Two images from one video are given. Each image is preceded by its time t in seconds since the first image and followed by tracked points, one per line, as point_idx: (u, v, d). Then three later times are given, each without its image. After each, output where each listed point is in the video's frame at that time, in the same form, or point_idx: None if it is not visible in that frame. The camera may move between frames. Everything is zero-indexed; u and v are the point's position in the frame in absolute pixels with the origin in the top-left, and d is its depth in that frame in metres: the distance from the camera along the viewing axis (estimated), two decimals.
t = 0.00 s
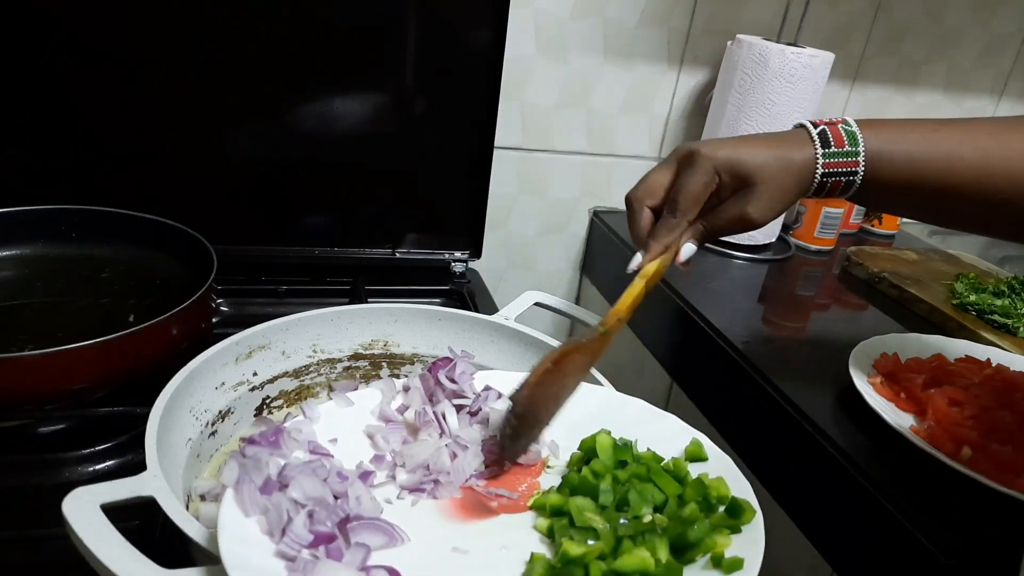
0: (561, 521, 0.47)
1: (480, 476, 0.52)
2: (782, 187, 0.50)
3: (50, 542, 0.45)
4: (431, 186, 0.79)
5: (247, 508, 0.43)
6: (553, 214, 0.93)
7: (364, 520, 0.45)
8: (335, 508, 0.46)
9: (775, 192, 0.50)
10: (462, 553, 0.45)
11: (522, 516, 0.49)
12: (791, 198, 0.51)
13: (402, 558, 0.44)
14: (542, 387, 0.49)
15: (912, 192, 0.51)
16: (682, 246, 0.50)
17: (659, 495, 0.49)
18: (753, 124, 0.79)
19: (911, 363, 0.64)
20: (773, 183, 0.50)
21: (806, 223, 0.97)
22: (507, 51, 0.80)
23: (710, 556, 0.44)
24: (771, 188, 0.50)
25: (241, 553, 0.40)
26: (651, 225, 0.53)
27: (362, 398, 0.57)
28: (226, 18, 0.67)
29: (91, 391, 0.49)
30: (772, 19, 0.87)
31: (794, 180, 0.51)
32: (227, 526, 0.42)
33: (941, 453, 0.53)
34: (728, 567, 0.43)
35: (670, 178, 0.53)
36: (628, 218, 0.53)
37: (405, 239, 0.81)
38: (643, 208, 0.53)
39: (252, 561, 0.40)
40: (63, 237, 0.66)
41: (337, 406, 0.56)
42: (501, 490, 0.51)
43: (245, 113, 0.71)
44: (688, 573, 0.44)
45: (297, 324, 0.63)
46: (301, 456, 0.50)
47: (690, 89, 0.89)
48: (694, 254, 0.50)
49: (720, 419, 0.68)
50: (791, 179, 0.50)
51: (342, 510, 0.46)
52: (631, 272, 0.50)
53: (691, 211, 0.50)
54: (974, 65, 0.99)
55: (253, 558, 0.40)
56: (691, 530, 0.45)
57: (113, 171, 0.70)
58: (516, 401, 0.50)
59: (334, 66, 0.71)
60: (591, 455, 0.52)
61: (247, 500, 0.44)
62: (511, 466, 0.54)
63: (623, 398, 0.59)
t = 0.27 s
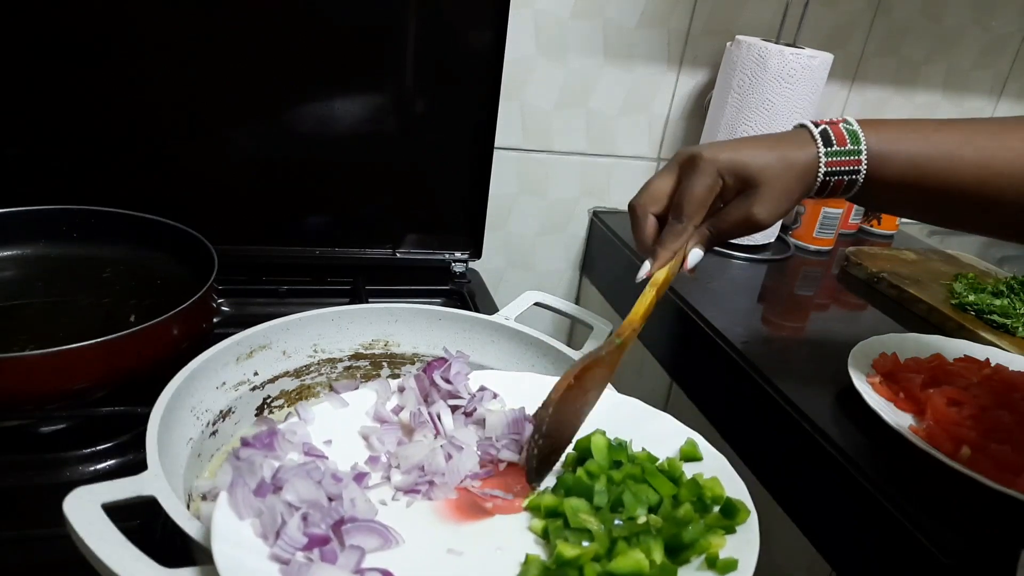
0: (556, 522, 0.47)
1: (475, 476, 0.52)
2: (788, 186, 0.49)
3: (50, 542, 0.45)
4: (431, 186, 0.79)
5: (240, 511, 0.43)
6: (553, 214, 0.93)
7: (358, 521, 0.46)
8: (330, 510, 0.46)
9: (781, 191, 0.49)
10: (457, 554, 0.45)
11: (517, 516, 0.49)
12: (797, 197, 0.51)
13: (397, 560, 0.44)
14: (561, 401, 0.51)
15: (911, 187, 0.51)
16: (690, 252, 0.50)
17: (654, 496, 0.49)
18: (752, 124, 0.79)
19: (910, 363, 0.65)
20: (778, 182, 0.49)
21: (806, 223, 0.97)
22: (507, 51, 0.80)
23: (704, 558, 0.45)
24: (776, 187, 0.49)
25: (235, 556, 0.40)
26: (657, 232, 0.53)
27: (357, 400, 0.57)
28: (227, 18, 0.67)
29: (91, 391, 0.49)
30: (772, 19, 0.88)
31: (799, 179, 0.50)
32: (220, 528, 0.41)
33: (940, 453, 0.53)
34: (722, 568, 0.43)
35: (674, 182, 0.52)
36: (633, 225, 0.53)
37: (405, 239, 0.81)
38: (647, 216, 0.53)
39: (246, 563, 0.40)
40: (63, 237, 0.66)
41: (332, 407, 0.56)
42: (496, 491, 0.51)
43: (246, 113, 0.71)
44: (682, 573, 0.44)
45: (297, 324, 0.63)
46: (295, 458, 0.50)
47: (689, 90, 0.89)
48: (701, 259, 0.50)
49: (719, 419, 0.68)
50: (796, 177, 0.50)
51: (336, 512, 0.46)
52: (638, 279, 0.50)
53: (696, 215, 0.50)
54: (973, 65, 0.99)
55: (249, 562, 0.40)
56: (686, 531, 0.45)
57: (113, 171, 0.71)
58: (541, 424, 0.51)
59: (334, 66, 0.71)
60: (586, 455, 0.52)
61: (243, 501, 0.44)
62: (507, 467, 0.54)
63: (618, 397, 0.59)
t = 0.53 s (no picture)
0: (550, 520, 0.47)
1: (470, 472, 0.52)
2: (779, 187, 0.51)
3: (51, 542, 0.45)
4: (431, 187, 0.79)
5: (234, 512, 0.43)
6: (553, 214, 0.93)
7: (352, 520, 0.46)
8: (324, 509, 0.46)
9: (770, 190, 0.50)
10: (451, 552, 0.45)
11: (512, 514, 0.49)
12: (787, 198, 0.52)
13: (393, 560, 0.44)
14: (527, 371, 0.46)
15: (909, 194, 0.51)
16: (678, 242, 0.51)
17: (649, 492, 0.49)
18: (752, 124, 0.79)
19: (910, 363, 0.65)
20: (769, 182, 0.50)
21: (805, 223, 0.97)
22: (508, 51, 0.80)
23: (699, 554, 0.44)
24: (766, 186, 0.50)
25: (229, 557, 0.40)
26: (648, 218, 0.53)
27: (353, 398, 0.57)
28: (227, 18, 0.67)
29: (91, 391, 0.49)
30: (771, 19, 0.88)
31: (791, 180, 0.51)
32: (213, 528, 0.42)
33: (940, 452, 0.53)
34: (716, 565, 0.43)
35: (669, 174, 0.53)
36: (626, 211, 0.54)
37: (405, 239, 0.81)
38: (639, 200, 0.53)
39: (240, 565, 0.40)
40: (64, 237, 0.66)
41: (326, 405, 0.56)
42: (491, 487, 0.51)
43: (246, 113, 0.71)
44: (677, 570, 0.44)
45: (298, 324, 0.63)
46: (289, 456, 0.51)
47: (689, 90, 0.89)
48: (689, 248, 0.51)
49: (719, 419, 0.68)
50: (789, 178, 0.51)
51: (330, 511, 0.46)
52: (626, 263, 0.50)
53: (687, 206, 0.50)
54: (973, 65, 0.99)
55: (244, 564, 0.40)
56: (680, 527, 0.45)
57: (113, 172, 0.71)
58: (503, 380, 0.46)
59: (335, 66, 0.71)
60: (581, 451, 0.52)
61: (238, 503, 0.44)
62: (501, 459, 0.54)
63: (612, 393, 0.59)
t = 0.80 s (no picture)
0: (557, 513, 0.47)
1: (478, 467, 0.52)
2: (786, 225, 0.51)
3: (51, 541, 0.45)
4: (431, 187, 0.79)
5: (246, 504, 0.43)
6: (553, 214, 0.93)
7: (363, 513, 0.46)
8: (334, 502, 0.46)
9: (775, 230, 0.51)
10: (460, 545, 0.45)
11: (520, 507, 0.49)
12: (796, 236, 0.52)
13: (402, 551, 0.44)
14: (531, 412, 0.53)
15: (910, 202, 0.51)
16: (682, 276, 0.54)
17: (655, 486, 0.49)
18: (752, 124, 0.79)
19: (910, 363, 0.65)
20: (774, 221, 0.50)
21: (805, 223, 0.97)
22: (507, 51, 0.80)
23: (705, 546, 0.45)
24: (771, 225, 0.50)
25: (241, 547, 0.40)
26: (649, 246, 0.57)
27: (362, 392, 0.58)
28: (227, 18, 0.67)
29: (91, 391, 0.49)
30: (771, 19, 0.88)
31: (800, 219, 0.51)
32: (227, 521, 0.41)
33: (940, 453, 0.53)
34: (722, 557, 0.44)
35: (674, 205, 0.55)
36: (629, 238, 0.57)
37: (405, 239, 0.81)
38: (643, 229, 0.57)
39: (253, 555, 0.40)
40: (63, 237, 0.66)
41: (336, 401, 0.56)
42: (499, 482, 0.51)
43: (246, 113, 0.71)
44: (682, 563, 0.44)
45: (298, 324, 0.63)
46: (300, 451, 0.51)
47: (689, 90, 0.89)
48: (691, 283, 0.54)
49: (720, 419, 0.68)
50: (797, 218, 0.51)
51: (340, 504, 0.46)
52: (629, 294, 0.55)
53: (689, 242, 0.53)
54: (973, 65, 0.99)
55: (258, 555, 0.40)
56: (686, 520, 0.45)
57: (113, 172, 0.71)
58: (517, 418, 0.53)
59: (334, 66, 0.71)
60: (587, 447, 0.52)
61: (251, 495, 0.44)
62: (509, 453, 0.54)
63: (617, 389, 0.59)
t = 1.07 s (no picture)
0: (578, 498, 0.48)
1: (497, 456, 0.54)
2: (784, 279, 0.52)
3: (51, 542, 0.45)
4: (431, 186, 0.79)
5: (275, 481, 0.45)
6: (553, 214, 0.93)
7: (387, 494, 0.48)
8: (360, 483, 0.48)
9: (772, 282, 0.52)
10: (482, 527, 0.47)
11: (539, 494, 0.50)
12: (792, 293, 0.53)
13: (424, 531, 0.46)
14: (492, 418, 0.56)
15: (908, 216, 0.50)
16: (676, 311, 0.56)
17: (674, 474, 0.49)
18: (752, 124, 0.79)
19: (910, 363, 0.65)
20: (772, 272, 0.51)
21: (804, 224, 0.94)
22: (507, 51, 0.80)
23: (724, 532, 0.45)
24: (769, 276, 0.52)
25: (269, 521, 0.41)
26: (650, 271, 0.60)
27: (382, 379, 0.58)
28: (227, 18, 0.67)
29: (91, 391, 0.49)
30: (771, 19, 0.88)
31: (799, 275, 0.52)
32: (256, 497, 0.43)
33: (940, 453, 0.53)
34: (743, 541, 0.44)
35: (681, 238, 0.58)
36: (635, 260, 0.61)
37: (405, 239, 0.81)
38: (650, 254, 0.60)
39: (280, 531, 0.41)
40: (63, 237, 0.66)
41: (359, 391, 0.56)
42: (519, 470, 0.52)
43: (246, 113, 0.71)
44: (702, 548, 0.44)
45: (298, 324, 0.63)
46: (325, 435, 0.52)
47: (689, 90, 0.89)
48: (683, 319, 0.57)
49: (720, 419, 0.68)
50: (795, 274, 0.52)
51: (366, 485, 0.48)
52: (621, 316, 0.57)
53: (689, 277, 0.54)
54: (972, 66, 0.99)
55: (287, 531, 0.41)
56: (706, 506, 0.45)
57: (113, 172, 0.71)
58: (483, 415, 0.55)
59: (334, 66, 0.71)
60: (607, 437, 0.53)
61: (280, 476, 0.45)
62: (529, 442, 0.55)
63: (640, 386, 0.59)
